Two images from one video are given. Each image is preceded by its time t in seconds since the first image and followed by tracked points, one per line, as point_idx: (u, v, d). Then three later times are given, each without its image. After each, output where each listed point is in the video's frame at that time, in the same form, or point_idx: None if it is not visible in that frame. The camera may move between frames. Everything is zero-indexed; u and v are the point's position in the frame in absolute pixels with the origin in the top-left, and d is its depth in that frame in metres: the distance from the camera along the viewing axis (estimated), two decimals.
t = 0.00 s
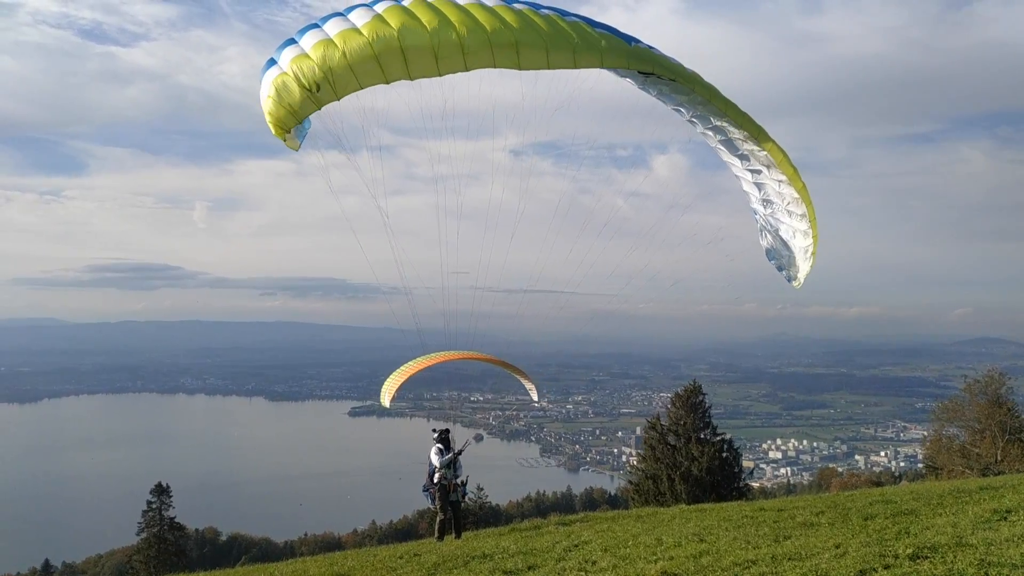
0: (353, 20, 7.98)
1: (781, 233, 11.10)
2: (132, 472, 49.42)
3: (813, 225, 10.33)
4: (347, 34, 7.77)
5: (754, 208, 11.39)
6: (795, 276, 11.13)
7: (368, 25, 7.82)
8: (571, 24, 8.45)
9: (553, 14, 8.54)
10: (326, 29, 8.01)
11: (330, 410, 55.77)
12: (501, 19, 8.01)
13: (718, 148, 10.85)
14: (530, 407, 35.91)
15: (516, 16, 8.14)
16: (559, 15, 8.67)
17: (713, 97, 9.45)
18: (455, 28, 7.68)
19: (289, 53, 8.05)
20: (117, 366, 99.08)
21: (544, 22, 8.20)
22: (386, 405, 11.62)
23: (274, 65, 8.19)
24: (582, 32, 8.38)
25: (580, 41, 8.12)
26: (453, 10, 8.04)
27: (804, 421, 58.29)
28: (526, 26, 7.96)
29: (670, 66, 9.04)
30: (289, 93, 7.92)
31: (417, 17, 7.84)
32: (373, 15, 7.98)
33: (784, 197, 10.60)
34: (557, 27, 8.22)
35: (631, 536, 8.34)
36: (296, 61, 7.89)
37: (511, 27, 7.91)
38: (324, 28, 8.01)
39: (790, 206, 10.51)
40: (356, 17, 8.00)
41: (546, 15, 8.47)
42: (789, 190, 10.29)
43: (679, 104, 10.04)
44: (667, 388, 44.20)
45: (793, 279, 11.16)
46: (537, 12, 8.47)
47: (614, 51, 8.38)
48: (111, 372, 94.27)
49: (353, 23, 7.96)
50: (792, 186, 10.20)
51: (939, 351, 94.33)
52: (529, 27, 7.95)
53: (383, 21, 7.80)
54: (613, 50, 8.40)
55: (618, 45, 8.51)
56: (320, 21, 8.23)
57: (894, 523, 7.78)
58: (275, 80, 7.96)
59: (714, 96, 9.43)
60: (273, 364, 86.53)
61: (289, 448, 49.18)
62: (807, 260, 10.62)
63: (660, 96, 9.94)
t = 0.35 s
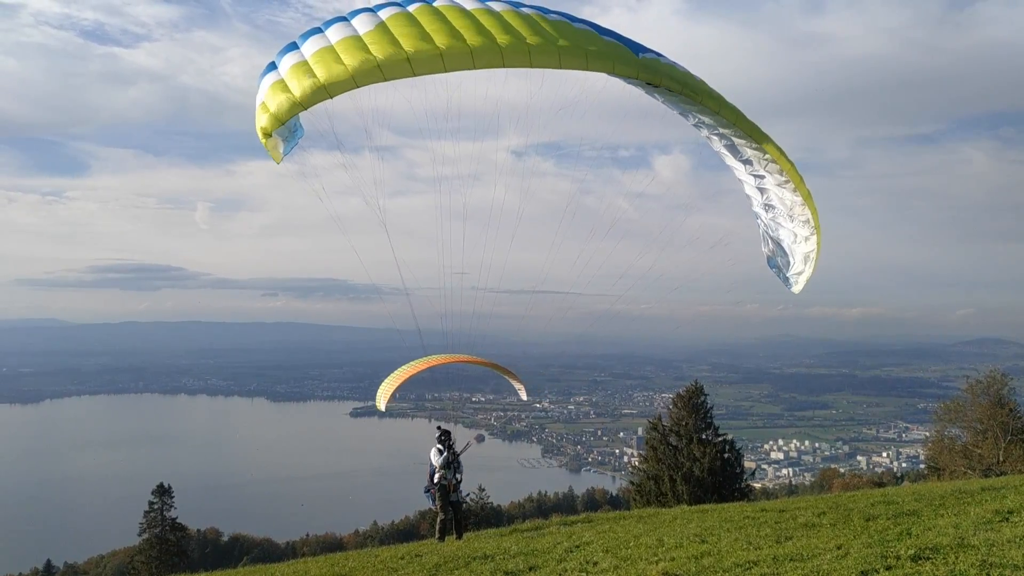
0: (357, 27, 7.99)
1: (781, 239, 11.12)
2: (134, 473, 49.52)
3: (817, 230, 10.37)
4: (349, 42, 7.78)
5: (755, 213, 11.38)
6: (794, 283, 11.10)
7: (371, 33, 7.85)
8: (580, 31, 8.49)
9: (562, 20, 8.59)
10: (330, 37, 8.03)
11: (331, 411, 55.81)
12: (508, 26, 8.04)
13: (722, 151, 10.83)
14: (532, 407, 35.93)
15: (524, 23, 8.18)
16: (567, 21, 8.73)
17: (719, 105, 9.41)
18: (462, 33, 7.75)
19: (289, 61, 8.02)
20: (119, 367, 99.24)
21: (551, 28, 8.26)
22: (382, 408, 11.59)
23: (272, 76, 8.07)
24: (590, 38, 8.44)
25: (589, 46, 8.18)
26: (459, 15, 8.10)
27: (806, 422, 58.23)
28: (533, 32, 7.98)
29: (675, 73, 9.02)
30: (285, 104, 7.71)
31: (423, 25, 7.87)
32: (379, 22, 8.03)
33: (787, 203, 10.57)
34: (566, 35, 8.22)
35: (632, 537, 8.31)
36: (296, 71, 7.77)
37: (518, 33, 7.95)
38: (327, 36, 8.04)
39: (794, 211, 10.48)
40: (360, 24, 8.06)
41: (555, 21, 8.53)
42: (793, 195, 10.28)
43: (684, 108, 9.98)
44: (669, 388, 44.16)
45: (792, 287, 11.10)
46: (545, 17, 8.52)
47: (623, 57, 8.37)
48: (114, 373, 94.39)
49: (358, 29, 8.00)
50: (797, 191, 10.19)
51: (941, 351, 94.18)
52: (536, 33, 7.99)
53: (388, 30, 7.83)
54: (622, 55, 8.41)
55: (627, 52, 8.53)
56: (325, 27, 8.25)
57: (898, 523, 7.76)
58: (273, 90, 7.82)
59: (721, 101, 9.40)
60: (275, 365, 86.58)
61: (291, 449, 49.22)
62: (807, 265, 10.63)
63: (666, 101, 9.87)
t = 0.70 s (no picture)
0: (370, 31, 7.91)
1: (785, 246, 11.20)
2: (134, 472, 49.53)
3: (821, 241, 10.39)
4: (366, 45, 7.67)
5: (760, 217, 11.40)
6: (795, 291, 11.18)
7: (386, 35, 7.77)
8: (595, 37, 8.44)
9: (578, 25, 8.56)
10: (344, 39, 7.94)
11: (332, 411, 55.80)
12: (525, 32, 7.97)
13: (728, 155, 10.76)
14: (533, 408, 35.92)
15: (541, 28, 8.14)
16: (582, 26, 8.69)
17: (732, 116, 9.28)
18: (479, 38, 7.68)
19: (302, 64, 7.89)
20: (120, 367, 99.29)
21: (567, 34, 8.21)
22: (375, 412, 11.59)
23: (285, 81, 7.90)
24: (605, 44, 8.39)
25: (606, 53, 8.13)
26: (475, 19, 8.03)
27: (806, 422, 58.19)
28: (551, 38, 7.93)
29: (687, 82, 8.90)
30: (299, 110, 7.51)
31: (439, 29, 7.80)
32: (394, 24, 7.96)
33: (792, 213, 10.56)
34: (582, 43, 8.16)
35: (632, 538, 8.28)
36: (311, 77, 7.61)
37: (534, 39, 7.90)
38: (340, 38, 7.96)
39: (800, 221, 10.45)
40: (375, 26, 7.99)
41: (569, 25, 8.50)
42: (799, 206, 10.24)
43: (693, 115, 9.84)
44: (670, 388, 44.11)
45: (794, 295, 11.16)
46: (561, 22, 8.49)
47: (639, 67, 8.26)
48: (114, 372, 94.43)
49: (372, 30, 7.93)
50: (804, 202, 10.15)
51: (942, 351, 94.14)
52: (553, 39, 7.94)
53: (404, 34, 7.76)
54: (638, 64, 8.36)
55: (642, 61, 8.48)
56: (339, 28, 8.19)
57: (898, 523, 7.75)
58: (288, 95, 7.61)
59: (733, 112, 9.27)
60: (275, 365, 86.59)
61: (291, 448, 49.22)
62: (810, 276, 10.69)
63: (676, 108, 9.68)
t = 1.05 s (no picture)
0: (384, 38, 7.87)
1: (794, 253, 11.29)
2: (135, 473, 49.51)
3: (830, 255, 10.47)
4: (378, 54, 7.64)
5: (768, 223, 11.47)
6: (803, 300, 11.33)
7: (400, 44, 7.74)
8: (613, 48, 8.41)
9: (596, 35, 8.54)
10: (357, 45, 7.92)
11: (332, 411, 55.76)
12: (542, 43, 7.95)
13: (740, 163, 10.76)
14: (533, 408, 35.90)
15: (558, 39, 8.12)
16: (601, 36, 8.65)
17: (751, 133, 9.03)
18: (495, 49, 7.64)
19: (315, 69, 7.88)
20: (120, 367, 99.30)
21: (586, 46, 8.18)
22: (369, 414, 11.54)
23: (295, 87, 7.89)
24: (623, 56, 8.35)
25: (624, 66, 8.10)
26: (491, 28, 8.01)
27: (806, 422, 58.18)
28: (568, 51, 7.90)
29: (705, 97, 8.77)
30: (310, 118, 7.51)
31: (454, 37, 7.76)
32: (408, 30, 7.94)
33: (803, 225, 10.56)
34: (600, 54, 8.13)
35: (632, 538, 8.27)
36: (322, 84, 7.60)
37: (551, 51, 7.86)
38: (353, 44, 7.93)
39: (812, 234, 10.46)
40: (389, 31, 7.97)
41: (587, 35, 8.48)
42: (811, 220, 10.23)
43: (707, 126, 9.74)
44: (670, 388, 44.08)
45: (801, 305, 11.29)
46: (578, 30, 8.50)
47: (661, 83, 8.17)
48: (114, 372, 94.43)
49: (386, 37, 7.91)
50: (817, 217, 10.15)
51: (942, 351, 94.13)
52: (570, 51, 7.91)
53: (419, 41, 7.72)
54: (656, 77, 8.30)
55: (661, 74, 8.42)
56: (352, 33, 8.17)
57: (897, 524, 7.74)
58: (299, 104, 7.59)
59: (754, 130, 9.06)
60: (275, 365, 86.57)
61: (291, 448, 49.20)
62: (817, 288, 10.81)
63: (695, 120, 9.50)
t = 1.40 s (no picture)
0: (397, 41, 7.86)
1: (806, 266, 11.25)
2: (134, 473, 49.50)
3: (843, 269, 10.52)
4: (390, 59, 7.62)
5: (782, 235, 11.37)
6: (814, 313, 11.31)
7: (413, 49, 7.71)
8: (630, 57, 8.37)
9: (613, 44, 8.49)
10: (370, 47, 7.92)
11: (332, 411, 55.75)
12: (557, 53, 7.91)
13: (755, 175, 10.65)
14: (533, 408, 35.90)
15: (574, 48, 8.08)
16: (619, 45, 8.61)
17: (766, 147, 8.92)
18: (509, 57, 7.61)
19: (327, 72, 7.89)
20: (120, 367, 99.31)
21: (602, 55, 8.13)
22: (363, 415, 11.54)
23: (306, 90, 7.90)
24: (640, 67, 8.31)
25: (642, 78, 8.05)
26: (507, 35, 7.98)
27: (807, 422, 58.18)
28: (583, 61, 7.86)
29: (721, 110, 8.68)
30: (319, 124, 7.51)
31: (467, 44, 7.73)
32: (422, 34, 7.91)
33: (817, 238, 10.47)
34: (616, 65, 8.09)
35: (633, 538, 8.27)
36: (332, 88, 7.60)
37: (567, 61, 7.83)
38: (365, 48, 7.92)
39: (825, 245, 10.45)
40: (403, 35, 7.96)
41: (604, 44, 8.44)
42: (825, 232, 10.23)
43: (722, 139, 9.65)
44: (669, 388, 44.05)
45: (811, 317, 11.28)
46: (596, 39, 8.46)
47: (677, 97, 8.12)
48: (114, 372, 94.41)
49: (400, 40, 7.90)
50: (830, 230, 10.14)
51: (942, 351, 94.16)
52: (586, 62, 7.87)
53: (432, 47, 7.69)
54: (673, 90, 8.25)
55: (678, 86, 8.37)
56: (365, 35, 8.15)
57: (897, 524, 7.73)
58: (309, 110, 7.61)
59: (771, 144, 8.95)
60: (275, 365, 86.55)
61: (291, 447, 49.20)
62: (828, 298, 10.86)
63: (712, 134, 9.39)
